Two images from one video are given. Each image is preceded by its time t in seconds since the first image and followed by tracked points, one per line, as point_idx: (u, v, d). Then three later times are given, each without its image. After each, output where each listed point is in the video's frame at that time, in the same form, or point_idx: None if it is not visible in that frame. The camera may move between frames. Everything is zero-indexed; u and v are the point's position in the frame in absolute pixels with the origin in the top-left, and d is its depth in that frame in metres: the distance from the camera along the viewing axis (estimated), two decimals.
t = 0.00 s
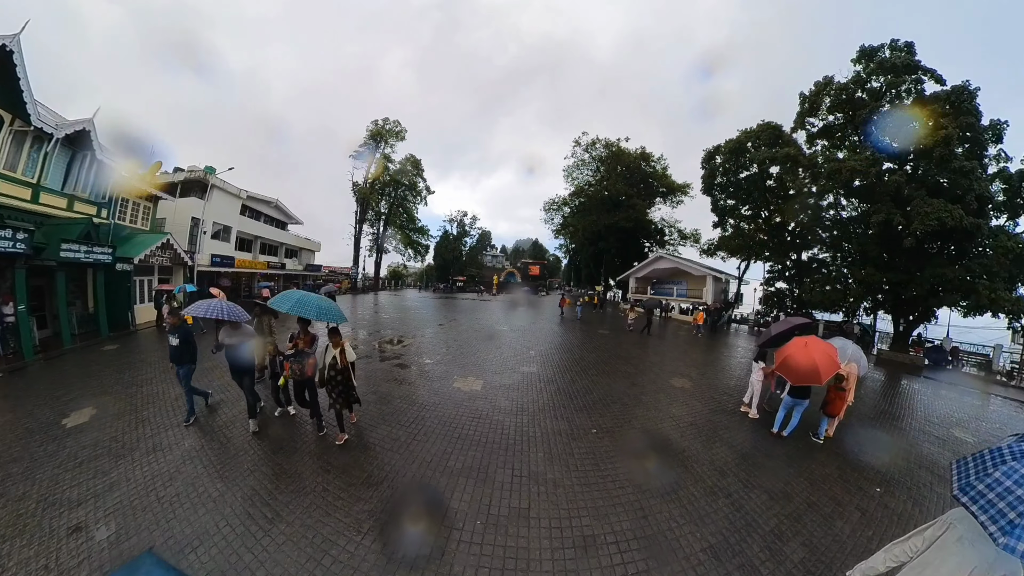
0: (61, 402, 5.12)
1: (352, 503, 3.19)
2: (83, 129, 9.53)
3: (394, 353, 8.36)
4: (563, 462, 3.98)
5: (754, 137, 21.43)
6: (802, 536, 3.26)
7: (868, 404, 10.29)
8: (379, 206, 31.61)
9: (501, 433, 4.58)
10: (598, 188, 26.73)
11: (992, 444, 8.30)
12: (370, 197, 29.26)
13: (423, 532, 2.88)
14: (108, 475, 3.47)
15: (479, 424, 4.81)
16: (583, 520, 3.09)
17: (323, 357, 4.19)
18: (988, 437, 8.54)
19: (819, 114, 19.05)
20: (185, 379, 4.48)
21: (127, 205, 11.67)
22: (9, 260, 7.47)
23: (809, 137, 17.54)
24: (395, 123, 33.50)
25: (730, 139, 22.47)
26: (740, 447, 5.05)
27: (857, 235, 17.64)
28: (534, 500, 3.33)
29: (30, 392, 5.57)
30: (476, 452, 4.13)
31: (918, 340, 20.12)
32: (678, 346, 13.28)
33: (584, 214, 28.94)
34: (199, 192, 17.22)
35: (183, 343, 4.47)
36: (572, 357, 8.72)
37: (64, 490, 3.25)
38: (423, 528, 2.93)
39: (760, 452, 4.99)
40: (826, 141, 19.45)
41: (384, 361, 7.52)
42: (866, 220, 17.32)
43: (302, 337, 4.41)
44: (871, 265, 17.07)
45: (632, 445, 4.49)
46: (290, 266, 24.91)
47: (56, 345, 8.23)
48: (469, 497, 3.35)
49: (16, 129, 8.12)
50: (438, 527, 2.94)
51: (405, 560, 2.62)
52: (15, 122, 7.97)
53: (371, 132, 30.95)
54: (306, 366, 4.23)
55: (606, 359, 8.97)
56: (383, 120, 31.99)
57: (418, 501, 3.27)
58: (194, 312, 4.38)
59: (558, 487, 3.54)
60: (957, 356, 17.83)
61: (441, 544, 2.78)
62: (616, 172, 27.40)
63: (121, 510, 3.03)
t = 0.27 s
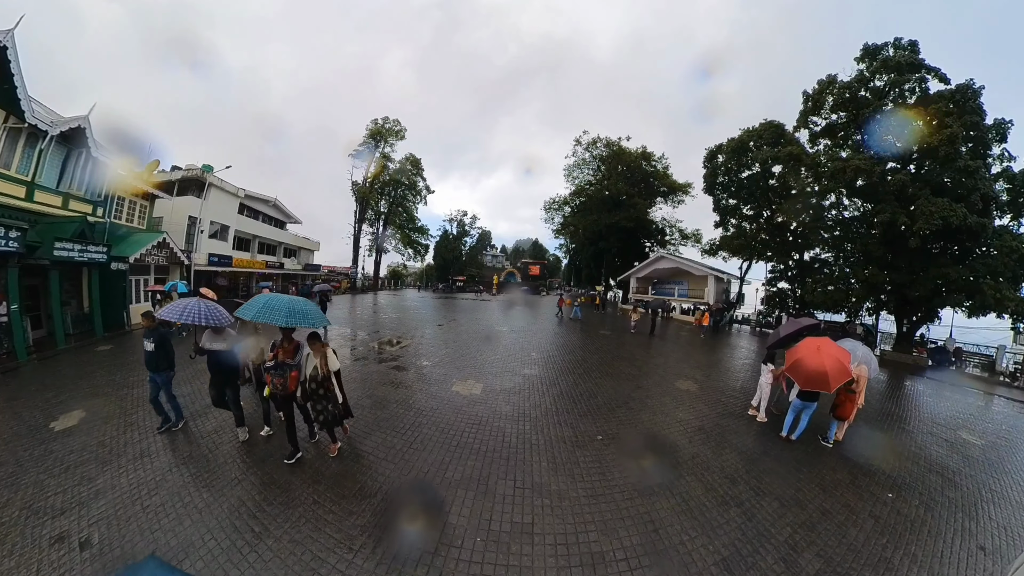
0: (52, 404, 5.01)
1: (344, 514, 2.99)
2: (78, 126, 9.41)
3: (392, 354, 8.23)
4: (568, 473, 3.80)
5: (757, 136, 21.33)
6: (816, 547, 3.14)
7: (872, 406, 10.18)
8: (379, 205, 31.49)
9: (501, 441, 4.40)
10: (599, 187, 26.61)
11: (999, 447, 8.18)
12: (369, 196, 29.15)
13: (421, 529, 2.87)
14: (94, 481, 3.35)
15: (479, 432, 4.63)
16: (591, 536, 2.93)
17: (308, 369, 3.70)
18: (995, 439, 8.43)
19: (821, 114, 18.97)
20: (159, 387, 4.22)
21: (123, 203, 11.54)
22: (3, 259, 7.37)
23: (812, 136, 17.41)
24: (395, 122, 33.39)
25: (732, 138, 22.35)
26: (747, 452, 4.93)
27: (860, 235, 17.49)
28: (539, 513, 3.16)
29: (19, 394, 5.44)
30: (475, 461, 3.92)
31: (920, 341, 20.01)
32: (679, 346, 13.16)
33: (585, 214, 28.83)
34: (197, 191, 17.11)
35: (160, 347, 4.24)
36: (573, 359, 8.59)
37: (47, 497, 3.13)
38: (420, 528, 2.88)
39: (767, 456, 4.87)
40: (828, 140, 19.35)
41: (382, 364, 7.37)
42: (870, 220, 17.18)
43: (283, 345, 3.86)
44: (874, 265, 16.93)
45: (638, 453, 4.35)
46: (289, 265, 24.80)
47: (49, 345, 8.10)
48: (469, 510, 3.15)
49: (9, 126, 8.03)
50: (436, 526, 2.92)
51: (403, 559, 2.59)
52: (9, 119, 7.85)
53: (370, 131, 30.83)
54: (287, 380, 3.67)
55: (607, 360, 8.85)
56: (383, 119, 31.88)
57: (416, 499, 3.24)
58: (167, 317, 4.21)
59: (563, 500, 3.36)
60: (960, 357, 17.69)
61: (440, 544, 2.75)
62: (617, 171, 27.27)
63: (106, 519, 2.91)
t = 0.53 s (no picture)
0: (39, 409, 4.87)
1: (332, 538, 2.79)
2: (73, 125, 9.26)
3: (389, 357, 8.08)
4: (572, 490, 3.52)
5: (760, 135, 21.17)
6: (831, 564, 3.00)
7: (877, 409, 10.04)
8: (378, 205, 31.35)
9: (500, 453, 4.10)
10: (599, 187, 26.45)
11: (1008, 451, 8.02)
12: (369, 196, 29.03)
13: (418, 532, 2.87)
14: (78, 492, 3.21)
15: (478, 442, 4.33)
16: (598, 560, 2.74)
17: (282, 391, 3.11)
18: (1004, 444, 8.27)
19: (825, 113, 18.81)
20: (127, 405, 3.81)
21: (117, 202, 11.37)
22: None
23: (816, 135, 17.24)
24: (395, 121, 33.25)
25: (735, 137, 22.17)
26: (756, 459, 4.78)
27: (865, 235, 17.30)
28: (541, 534, 2.94)
29: (6, 398, 5.29)
30: (473, 476, 3.65)
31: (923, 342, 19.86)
32: (681, 348, 13.02)
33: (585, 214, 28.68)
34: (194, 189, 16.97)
35: (130, 359, 3.80)
36: (575, 362, 8.43)
37: (30, 507, 2.99)
38: (417, 531, 2.89)
39: (776, 465, 4.72)
40: (832, 140, 19.20)
41: (379, 367, 7.21)
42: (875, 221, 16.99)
43: (253, 361, 3.24)
44: (879, 266, 16.75)
45: (645, 465, 4.14)
46: (288, 265, 24.65)
47: (41, 347, 7.96)
48: (466, 531, 2.94)
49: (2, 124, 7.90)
50: (433, 528, 2.93)
51: (395, 560, 2.61)
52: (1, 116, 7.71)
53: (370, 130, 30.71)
54: (258, 404, 3.09)
55: (609, 363, 8.70)
56: (383, 118, 31.75)
57: (410, 501, 3.23)
58: (129, 328, 3.59)
59: (566, 519, 3.11)
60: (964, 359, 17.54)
61: (438, 546, 2.76)
62: (618, 171, 27.10)
63: (91, 532, 2.78)
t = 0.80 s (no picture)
0: (28, 412, 4.74)
1: (317, 560, 2.56)
2: (68, 122, 9.14)
3: (387, 358, 7.96)
4: (577, 502, 3.30)
5: (762, 134, 21.04)
6: None
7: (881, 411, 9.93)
8: (378, 204, 31.23)
9: (499, 461, 3.84)
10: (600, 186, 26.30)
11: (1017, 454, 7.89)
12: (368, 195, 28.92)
13: (426, 539, 2.75)
14: (63, 500, 3.09)
15: (478, 449, 4.08)
16: None
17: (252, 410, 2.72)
18: (1011, 446, 8.14)
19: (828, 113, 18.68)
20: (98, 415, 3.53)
21: (113, 201, 11.25)
22: None
23: (819, 134, 17.15)
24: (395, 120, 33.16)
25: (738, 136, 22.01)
26: (764, 466, 4.69)
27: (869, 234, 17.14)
28: (544, 551, 2.75)
29: None
30: (473, 488, 3.41)
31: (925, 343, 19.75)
32: (682, 349, 12.90)
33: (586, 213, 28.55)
34: (190, 187, 16.85)
35: (99, 366, 3.57)
36: (576, 363, 8.31)
37: (14, 515, 2.88)
38: (426, 537, 2.78)
39: (785, 471, 4.64)
40: (835, 140, 19.07)
41: (377, 368, 7.09)
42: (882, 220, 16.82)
43: (224, 375, 2.92)
44: (883, 266, 16.59)
45: (655, 472, 4.01)
46: (287, 265, 24.53)
47: (35, 348, 7.84)
48: (467, 549, 2.72)
49: None
50: (441, 531, 2.85)
51: (405, 568, 2.51)
52: None
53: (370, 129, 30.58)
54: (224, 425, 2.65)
55: (610, 365, 8.58)
56: (382, 117, 31.61)
57: (418, 503, 3.13)
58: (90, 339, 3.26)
59: (571, 535, 2.91)
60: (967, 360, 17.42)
61: (445, 550, 2.68)
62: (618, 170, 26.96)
63: (74, 541, 2.67)
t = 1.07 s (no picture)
0: (19, 414, 4.64)
1: None
2: (65, 120, 9.02)
3: (386, 359, 7.85)
4: (586, 513, 3.17)
5: (765, 134, 20.96)
6: None
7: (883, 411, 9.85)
8: (378, 203, 31.12)
9: (502, 469, 3.67)
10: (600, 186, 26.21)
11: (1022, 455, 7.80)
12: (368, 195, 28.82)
13: (442, 537, 2.76)
14: (48, 507, 2.98)
15: (481, 455, 3.93)
16: None
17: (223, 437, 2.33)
18: (1016, 447, 8.06)
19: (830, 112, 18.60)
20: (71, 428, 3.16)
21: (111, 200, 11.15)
22: None
23: (821, 134, 17.06)
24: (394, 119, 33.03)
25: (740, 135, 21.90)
26: (773, 470, 4.62)
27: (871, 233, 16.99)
28: (554, 566, 2.62)
29: None
30: (476, 498, 3.25)
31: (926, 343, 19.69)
32: (683, 349, 12.82)
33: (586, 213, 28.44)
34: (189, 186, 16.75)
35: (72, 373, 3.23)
36: (577, 365, 8.21)
37: None
38: (442, 535, 2.79)
39: (794, 476, 4.56)
40: (837, 139, 19.01)
41: (375, 369, 6.98)
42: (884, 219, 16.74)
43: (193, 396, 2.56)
44: (885, 266, 16.48)
45: (665, 477, 3.93)
46: (286, 264, 24.42)
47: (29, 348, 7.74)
48: (475, 565, 2.57)
49: None
50: (457, 532, 2.82)
51: (423, 565, 2.52)
52: None
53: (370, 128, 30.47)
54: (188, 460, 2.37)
55: (612, 366, 8.48)
56: (382, 116, 31.50)
57: (437, 504, 3.13)
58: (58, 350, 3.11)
59: (582, 550, 2.78)
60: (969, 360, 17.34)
61: (459, 549, 2.68)
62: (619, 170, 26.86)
63: (59, 552, 2.56)
